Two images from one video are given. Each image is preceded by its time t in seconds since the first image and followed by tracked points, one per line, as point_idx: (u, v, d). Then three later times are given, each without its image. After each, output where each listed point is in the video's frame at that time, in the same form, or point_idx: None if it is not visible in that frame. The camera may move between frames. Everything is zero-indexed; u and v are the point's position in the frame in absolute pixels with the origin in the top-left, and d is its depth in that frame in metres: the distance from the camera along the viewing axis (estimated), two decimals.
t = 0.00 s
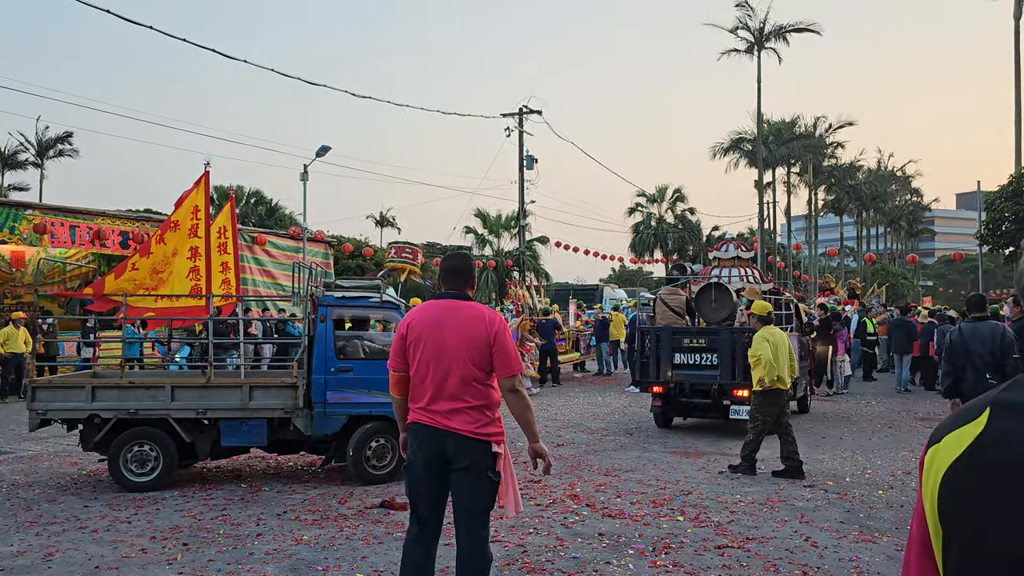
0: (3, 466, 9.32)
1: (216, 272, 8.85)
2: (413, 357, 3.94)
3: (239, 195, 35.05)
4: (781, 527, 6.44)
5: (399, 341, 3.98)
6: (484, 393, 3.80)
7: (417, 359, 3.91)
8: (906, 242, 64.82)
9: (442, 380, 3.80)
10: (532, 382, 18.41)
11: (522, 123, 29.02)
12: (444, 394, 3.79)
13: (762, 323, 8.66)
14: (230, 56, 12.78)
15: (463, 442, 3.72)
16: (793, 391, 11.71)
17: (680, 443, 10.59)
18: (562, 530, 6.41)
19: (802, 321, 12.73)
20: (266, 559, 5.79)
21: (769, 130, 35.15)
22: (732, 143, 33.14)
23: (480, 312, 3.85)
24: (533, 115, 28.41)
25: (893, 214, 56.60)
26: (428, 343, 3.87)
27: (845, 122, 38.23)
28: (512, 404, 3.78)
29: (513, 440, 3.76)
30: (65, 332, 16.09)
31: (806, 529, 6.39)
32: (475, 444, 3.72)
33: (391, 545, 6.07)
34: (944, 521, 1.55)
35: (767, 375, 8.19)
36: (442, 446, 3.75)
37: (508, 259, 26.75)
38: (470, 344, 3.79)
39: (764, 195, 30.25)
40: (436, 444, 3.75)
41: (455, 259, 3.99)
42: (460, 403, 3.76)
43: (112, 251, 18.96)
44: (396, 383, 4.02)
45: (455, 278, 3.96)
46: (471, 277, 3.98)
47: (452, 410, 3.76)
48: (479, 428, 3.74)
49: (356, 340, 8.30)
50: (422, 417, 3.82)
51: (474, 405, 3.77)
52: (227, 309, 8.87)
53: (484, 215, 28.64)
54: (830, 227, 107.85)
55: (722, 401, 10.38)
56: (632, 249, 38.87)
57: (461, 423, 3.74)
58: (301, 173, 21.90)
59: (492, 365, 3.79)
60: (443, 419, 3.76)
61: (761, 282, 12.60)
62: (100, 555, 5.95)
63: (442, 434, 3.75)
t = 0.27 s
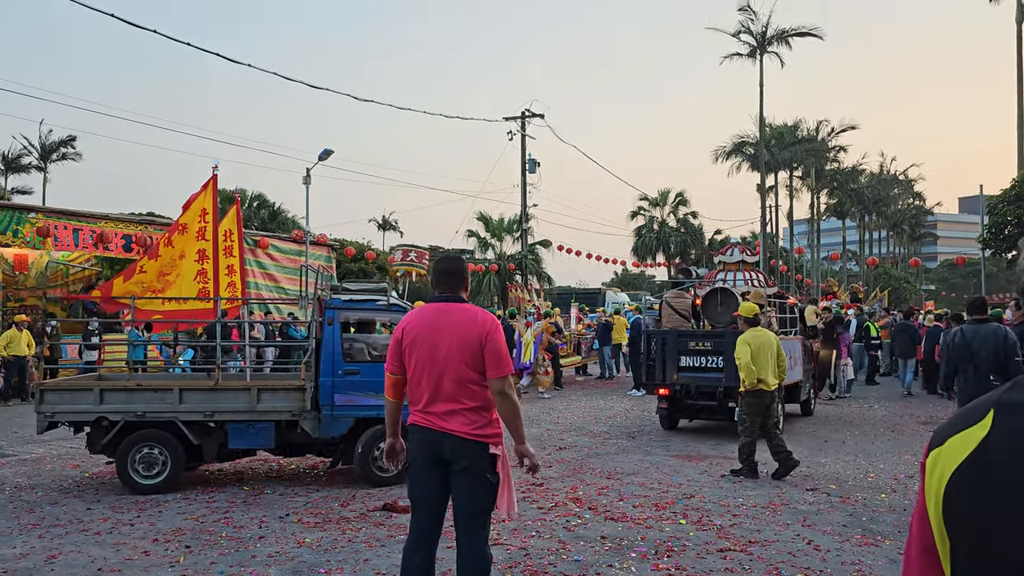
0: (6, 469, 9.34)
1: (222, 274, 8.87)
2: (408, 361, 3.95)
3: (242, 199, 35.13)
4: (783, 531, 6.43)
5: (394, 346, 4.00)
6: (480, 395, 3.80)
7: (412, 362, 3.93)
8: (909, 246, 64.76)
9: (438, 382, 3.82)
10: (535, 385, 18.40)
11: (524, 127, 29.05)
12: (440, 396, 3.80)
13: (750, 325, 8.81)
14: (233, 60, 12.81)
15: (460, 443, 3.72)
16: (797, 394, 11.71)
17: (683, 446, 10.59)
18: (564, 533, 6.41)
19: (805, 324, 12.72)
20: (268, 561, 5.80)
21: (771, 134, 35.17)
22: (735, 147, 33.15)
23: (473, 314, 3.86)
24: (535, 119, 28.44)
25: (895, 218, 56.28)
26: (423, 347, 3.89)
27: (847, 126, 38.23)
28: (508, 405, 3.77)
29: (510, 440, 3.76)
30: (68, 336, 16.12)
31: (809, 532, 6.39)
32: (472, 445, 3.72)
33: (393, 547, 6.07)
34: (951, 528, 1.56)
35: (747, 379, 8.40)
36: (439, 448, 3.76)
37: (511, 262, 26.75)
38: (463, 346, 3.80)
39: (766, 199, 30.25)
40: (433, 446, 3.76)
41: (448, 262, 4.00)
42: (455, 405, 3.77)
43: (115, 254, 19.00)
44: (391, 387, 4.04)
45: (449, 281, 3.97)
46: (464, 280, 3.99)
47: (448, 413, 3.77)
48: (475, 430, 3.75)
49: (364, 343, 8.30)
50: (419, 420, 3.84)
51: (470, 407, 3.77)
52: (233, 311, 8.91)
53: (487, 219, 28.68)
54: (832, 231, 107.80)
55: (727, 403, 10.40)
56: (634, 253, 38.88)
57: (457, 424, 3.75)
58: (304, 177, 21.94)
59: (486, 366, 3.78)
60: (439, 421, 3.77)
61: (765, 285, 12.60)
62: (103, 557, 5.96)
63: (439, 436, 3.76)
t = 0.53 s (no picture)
0: (9, 471, 9.35)
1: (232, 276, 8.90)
2: (406, 363, 3.96)
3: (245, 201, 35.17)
4: (786, 533, 6.43)
5: (392, 348, 4.00)
6: (478, 396, 3.80)
7: (410, 365, 3.93)
8: (912, 248, 64.65)
9: (435, 384, 3.82)
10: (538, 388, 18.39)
11: (527, 129, 29.05)
12: (439, 398, 3.81)
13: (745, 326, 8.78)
14: (237, 62, 12.83)
15: (458, 445, 3.73)
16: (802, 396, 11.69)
17: (686, 448, 10.58)
18: (566, 535, 6.41)
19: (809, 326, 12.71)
20: (271, 563, 5.80)
21: (774, 136, 35.16)
22: (738, 150, 33.14)
23: (470, 315, 3.86)
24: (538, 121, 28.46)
25: (898, 220, 56.71)
26: (421, 349, 3.89)
27: (850, 129, 38.21)
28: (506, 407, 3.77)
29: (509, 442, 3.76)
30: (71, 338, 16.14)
31: (811, 535, 6.38)
32: (471, 447, 3.72)
33: (395, 549, 6.07)
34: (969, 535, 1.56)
35: (740, 380, 8.42)
36: (437, 450, 3.76)
37: (513, 265, 26.74)
38: (460, 348, 3.80)
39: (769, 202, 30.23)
40: (432, 447, 3.77)
41: (446, 265, 4.00)
42: (453, 407, 3.78)
43: (118, 256, 19.03)
44: (390, 389, 4.04)
45: (448, 284, 3.96)
46: (461, 282, 3.99)
47: (446, 415, 3.78)
48: (474, 431, 3.75)
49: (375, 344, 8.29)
50: (417, 422, 3.85)
51: (468, 408, 3.77)
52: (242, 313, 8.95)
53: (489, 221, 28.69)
54: (835, 234, 107.72)
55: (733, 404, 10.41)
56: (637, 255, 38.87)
57: (455, 426, 3.75)
58: (307, 179, 21.95)
59: (483, 368, 3.78)
60: (438, 423, 3.78)
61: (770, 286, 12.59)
62: (105, 559, 5.96)
63: (438, 438, 3.76)
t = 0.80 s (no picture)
0: (11, 471, 9.36)
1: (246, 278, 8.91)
2: (406, 365, 3.95)
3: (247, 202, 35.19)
4: (789, 534, 6.42)
5: (391, 350, 4.00)
6: (477, 397, 3.80)
7: (409, 367, 3.93)
8: (914, 249, 64.56)
9: (435, 385, 3.82)
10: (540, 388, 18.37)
11: (528, 130, 29.04)
12: (438, 399, 3.80)
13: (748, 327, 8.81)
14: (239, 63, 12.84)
15: (458, 446, 3.72)
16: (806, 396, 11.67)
17: (688, 449, 10.58)
18: (569, 536, 6.41)
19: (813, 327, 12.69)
20: (273, 564, 5.80)
21: (776, 137, 35.12)
22: (740, 150, 33.11)
23: (469, 316, 3.85)
24: (540, 122, 28.45)
25: (900, 220, 56.80)
26: (420, 351, 3.89)
27: (852, 129, 38.17)
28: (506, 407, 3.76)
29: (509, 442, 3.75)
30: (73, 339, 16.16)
31: (814, 535, 6.37)
32: (470, 447, 3.72)
33: (397, 550, 6.07)
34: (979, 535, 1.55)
35: (747, 379, 8.37)
36: (438, 451, 3.75)
37: (515, 265, 26.73)
38: (459, 349, 3.80)
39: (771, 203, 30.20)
40: (432, 448, 3.77)
41: (444, 267, 3.99)
42: (453, 408, 3.77)
43: (121, 257, 19.04)
44: (391, 391, 4.04)
45: (446, 285, 3.96)
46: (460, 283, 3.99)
47: (446, 416, 3.77)
48: (474, 432, 3.74)
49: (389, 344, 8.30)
50: (417, 423, 3.85)
51: (468, 409, 3.77)
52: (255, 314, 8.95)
53: (491, 222, 28.69)
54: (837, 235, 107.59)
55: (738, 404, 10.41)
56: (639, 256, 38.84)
57: (454, 427, 3.75)
58: (309, 180, 21.95)
59: (483, 369, 3.77)
60: (438, 424, 3.78)
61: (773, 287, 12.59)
62: (107, 559, 5.97)
63: (438, 439, 3.76)
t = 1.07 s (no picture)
0: (11, 472, 9.36)
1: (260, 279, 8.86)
2: (405, 365, 3.95)
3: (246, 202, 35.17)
4: (789, 534, 6.41)
5: (390, 350, 4.00)
6: (476, 397, 3.80)
7: (408, 367, 3.93)
8: (913, 248, 64.60)
9: (434, 385, 3.82)
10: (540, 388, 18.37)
11: (528, 130, 29.04)
12: (438, 400, 3.80)
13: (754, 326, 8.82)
14: (239, 63, 12.83)
15: (457, 446, 3.72)
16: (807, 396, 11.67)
17: (688, 449, 10.57)
18: (569, 536, 6.41)
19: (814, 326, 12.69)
20: (273, 564, 5.80)
21: (776, 137, 35.13)
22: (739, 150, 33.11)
23: (468, 316, 3.85)
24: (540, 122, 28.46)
25: (899, 220, 56.86)
26: (419, 351, 3.89)
27: (852, 129, 38.18)
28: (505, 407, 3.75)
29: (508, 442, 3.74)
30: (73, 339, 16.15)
31: (814, 535, 6.37)
32: (470, 447, 3.72)
33: (397, 550, 6.07)
34: (983, 532, 1.56)
35: (755, 377, 8.38)
36: (436, 451, 3.76)
37: (514, 265, 26.73)
38: (458, 348, 3.79)
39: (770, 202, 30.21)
40: (431, 449, 3.77)
41: (443, 267, 3.98)
42: (452, 408, 3.77)
43: (120, 257, 19.02)
44: (390, 391, 4.04)
45: (446, 285, 3.96)
46: (459, 283, 3.98)
47: (445, 416, 3.77)
48: (473, 432, 3.74)
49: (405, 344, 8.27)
50: (417, 423, 3.85)
51: (467, 410, 3.77)
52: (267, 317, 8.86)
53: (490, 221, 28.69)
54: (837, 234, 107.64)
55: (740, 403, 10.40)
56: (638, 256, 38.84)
57: (453, 428, 3.75)
58: (308, 180, 21.93)
59: (482, 369, 3.77)
60: (437, 424, 3.78)
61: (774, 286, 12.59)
62: (107, 560, 5.96)
63: (438, 440, 3.76)
